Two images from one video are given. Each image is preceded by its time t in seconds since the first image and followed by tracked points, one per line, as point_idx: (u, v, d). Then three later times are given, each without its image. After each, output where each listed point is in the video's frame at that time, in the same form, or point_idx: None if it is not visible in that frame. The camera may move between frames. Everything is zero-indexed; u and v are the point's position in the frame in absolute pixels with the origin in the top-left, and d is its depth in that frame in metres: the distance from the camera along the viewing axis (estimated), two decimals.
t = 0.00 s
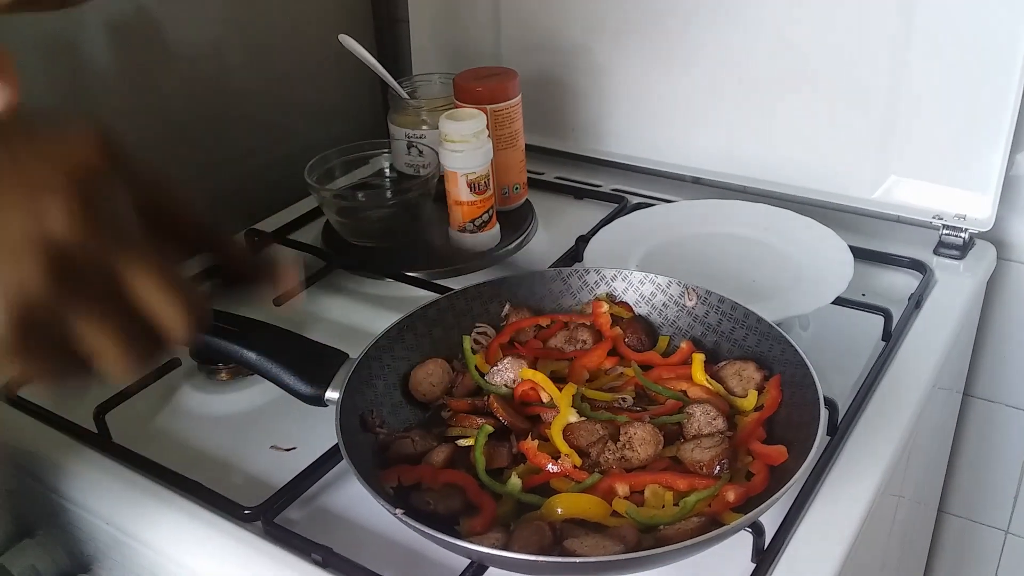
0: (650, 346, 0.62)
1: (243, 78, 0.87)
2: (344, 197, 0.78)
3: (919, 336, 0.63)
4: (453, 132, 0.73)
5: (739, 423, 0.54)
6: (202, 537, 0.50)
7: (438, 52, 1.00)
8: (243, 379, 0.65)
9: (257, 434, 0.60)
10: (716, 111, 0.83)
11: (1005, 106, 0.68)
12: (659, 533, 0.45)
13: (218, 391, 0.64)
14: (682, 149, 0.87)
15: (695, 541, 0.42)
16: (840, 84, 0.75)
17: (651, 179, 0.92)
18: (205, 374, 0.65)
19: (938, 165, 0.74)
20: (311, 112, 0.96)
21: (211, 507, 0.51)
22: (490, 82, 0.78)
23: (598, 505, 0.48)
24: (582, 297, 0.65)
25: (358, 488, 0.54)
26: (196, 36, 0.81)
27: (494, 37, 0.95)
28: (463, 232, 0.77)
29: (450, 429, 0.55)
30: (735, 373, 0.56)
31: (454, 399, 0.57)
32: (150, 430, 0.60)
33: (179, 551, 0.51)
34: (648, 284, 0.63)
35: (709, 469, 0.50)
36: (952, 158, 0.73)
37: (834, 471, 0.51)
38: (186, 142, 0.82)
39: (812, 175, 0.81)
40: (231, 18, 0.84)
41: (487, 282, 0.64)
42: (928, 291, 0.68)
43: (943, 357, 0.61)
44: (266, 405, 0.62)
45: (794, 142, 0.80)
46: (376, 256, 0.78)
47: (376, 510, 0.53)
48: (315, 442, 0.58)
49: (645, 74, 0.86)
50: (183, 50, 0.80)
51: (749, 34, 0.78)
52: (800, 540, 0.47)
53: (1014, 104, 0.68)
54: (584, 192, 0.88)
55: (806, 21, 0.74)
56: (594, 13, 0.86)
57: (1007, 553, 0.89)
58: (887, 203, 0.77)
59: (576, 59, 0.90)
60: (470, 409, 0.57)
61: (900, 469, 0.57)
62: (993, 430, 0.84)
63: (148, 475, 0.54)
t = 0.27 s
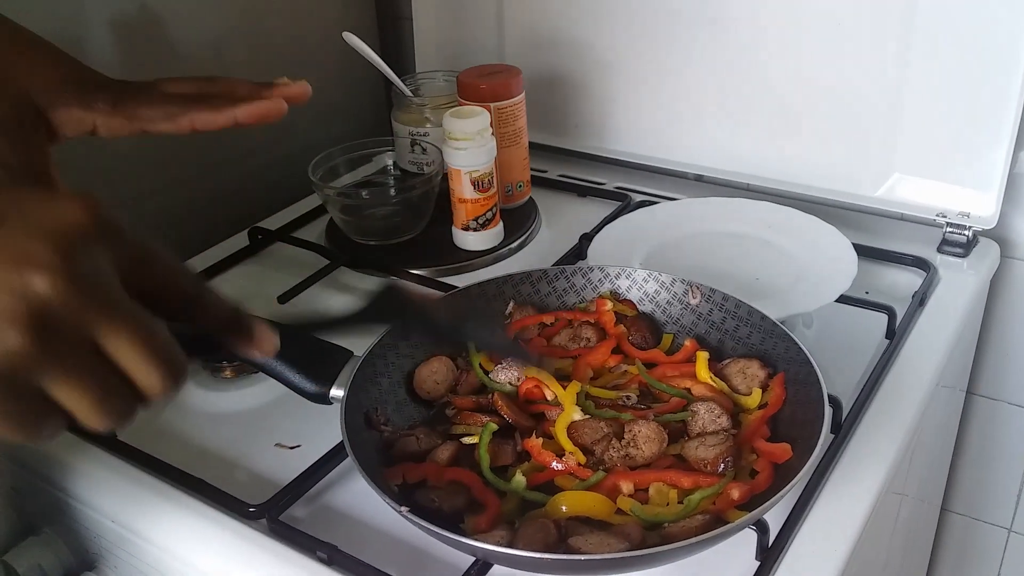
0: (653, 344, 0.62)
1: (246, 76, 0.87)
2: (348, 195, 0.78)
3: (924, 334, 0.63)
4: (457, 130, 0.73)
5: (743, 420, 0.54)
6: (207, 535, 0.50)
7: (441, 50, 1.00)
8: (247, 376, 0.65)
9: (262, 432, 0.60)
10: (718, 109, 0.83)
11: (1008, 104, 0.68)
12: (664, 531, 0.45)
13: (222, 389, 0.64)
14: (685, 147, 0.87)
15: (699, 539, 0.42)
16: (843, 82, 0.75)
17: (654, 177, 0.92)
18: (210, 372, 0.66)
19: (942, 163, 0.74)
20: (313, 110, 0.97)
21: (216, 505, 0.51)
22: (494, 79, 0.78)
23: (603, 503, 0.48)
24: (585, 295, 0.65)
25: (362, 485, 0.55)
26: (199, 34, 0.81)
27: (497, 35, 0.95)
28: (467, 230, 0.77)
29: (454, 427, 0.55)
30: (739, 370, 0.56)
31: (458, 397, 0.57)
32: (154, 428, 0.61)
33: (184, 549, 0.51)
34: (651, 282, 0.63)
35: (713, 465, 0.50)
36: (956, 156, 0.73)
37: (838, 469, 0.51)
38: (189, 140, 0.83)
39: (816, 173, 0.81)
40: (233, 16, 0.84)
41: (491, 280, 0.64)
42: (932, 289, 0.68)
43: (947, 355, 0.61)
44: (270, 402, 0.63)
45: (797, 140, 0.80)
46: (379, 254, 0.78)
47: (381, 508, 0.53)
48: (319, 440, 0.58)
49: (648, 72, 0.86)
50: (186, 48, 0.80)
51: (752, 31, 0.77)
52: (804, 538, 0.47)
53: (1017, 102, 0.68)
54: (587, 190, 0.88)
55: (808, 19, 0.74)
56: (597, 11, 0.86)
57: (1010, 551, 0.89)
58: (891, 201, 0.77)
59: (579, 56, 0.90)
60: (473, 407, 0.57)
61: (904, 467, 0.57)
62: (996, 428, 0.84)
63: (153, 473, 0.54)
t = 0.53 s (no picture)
0: (655, 346, 0.62)
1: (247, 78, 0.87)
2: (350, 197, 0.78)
3: (926, 335, 0.63)
4: (458, 132, 0.73)
5: (745, 423, 0.54)
6: (210, 537, 0.50)
7: (442, 51, 1.01)
8: (249, 379, 0.65)
9: (264, 434, 0.60)
10: (719, 110, 0.83)
11: (1009, 105, 0.68)
12: (666, 533, 0.45)
13: (224, 392, 0.64)
14: (687, 149, 0.87)
15: (702, 541, 0.42)
16: (844, 83, 0.75)
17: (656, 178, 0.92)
18: (212, 374, 0.66)
19: (944, 164, 0.74)
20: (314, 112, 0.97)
21: (218, 507, 0.52)
22: (495, 81, 0.78)
23: (605, 506, 0.48)
24: (587, 296, 0.65)
25: (364, 488, 0.55)
26: (200, 36, 0.81)
27: (498, 36, 0.95)
28: (469, 232, 0.77)
29: (456, 429, 0.55)
30: (741, 372, 0.56)
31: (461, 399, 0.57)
32: (157, 430, 0.61)
33: (186, 552, 0.51)
34: (653, 284, 0.63)
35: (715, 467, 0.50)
36: (958, 157, 0.73)
37: (840, 471, 0.51)
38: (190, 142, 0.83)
39: (818, 174, 0.80)
40: (234, 18, 0.84)
41: (493, 282, 0.64)
42: (933, 290, 0.68)
43: (949, 357, 0.61)
44: (272, 405, 0.63)
45: (799, 141, 0.80)
46: (381, 256, 0.78)
47: (383, 510, 0.53)
48: (322, 442, 0.58)
49: (649, 73, 0.86)
50: (187, 51, 0.81)
51: (752, 31, 0.77)
52: (806, 540, 0.47)
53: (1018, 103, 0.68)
54: (588, 192, 0.88)
55: (809, 21, 0.74)
56: (597, 12, 0.86)
57: (1012, 552, 0.89)
58: (892, 202, 0.77)
59: (580, 58, 0.90)
60: (476, 409, 0.57)
61: (906, 468, 0.56)
62: (998, 429, 0.84)
63: (156, 475, 0.54)
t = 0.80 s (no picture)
0: (651, 344, 0.62)
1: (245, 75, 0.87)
2: (346, 194, 0.78)
3: (921, 334, 0.63)
4: (455, 130, 0.73)
5: (740, 421, 0.54)
6: (204, 533, 0.50)
7: (440, 49, 1.01)
8: (244, 375, 0.65)
9: (259, 431, 0.60)
10: (718, 109, 0.83)
11: (1007, 105, 0.69)
12: (661, 531, 0.45)
13: (219, 388, 0.64)
14: (684, 148, 0.87)
15: (696, 539, 0.42)
16: (842, 82, 0.75)
17: (653, 177, 0.92)
18: (207, 371, 0.65)
19: (940, 163, 0.74)
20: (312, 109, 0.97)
21: (211, 503, 0.52)
22: (493, 79, 0.78)
23: (600, 503, 0.48)
24: (583, 295, 0.65)
25: (359, 485, 0.54)
26: (198, 33, 0.81)
27: (496, 34, 0.95)
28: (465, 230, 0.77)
29: (451, 426, 0.55)
30: (736, 370, 0.56)
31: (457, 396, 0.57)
32: (151, 427, 0.61)
33: (180, 548, 0.51)
34: (649, 282, 0.63)
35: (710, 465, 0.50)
36: (954, 157, 0.73)
37: (835, 469, 0.51)
38: (187, 139, 0.83)
39: (815, 173, 0.81)
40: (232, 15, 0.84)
41: (489, 279, 0.64)
42: (929, 290, 0.68)
43: (944, 356, 0.61)
44: (267, 402, 0.62)
45: (796, 140, 0.80)
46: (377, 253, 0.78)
47: (378, 508, 0.53)
48: (317, 439, 0.58)
49: (646, 71, 0.86)
50: (185, 47, 0.81)
51: (750, 30, 0.78)
52: (801, 538, 0.47)
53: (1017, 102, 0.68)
54: (586, 190, 0.88)
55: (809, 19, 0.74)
56: (596, 10, 0.86)
57: (1006, 552, 0.89)
58: (888, 201, 0.77)
59: (578, 56, 0.90)
60: (472, 406, 0.57)
61: (901, 467, 0.57)
62: (993, 429, 0.84)
63: (149, 471, 0.54)
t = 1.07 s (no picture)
0: (653, 347, 0.62)
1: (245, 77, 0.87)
2: (347, 197, 0.78)
3: (922, 337, 0.63)
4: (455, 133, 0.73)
5: (742, 424, 0.54)
6: (206, 536, 0.50)
7: (440, 52, 1.01)
8: (245, 378, 0.65)
9: (260, 435, 0.60)
10: (718, 111, 0.83)
11: (1007, 106, 0.69)
12: (662, 534, 0.45)
13: (219, 391, 0.64)
14: (684, 150, 0.88)
15: (697, 542, 0.42)
16: (842, 84, 0.75)
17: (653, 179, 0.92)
18: (208, 374, 0.66)
19: (941, 165, 0.74)
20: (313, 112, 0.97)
21: (213, 506, 0.52)
22: (493, 81, 0.78)
23: (601, 506, 0.48)
24: (584, 298, 0.65)
25: (360, 488, 0.54)
26: (199, 37, 0.81)
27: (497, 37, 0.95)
28: (466, 232, 0.77)
29: (452, 429, 0.55)
30: (737, 373, 0.56)
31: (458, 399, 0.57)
32: (152, 430, 0.61)
33: (182, 551, 0.51)
34: (650, 285, 0.63)
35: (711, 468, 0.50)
36: (955, 160, 0.73)
37: (836, 473, 0.51)
38: (188, 142, 0.83)
39: (815, 175, 0.81)
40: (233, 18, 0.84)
41: (490, 282, 0.64)
42: (929, 292, 0.68)
43: (944, 358, 0.61)
44: (268, 405, 0.63)
45: (796, 142, 0.80)
46: (377, 256, 0.78)
47: (379, 511, 0.53)
48: (318, 442, 0.58)
49: (646, 73, 0.86)
50: (185, 51, 0.81)
51: (750, 32, 0.78)
52: (802, 541, 0.47)
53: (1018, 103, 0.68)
54: (586, 193, 0.88)
55: (809, 21, 0.74)
56: (595, 13, 0.86)
57: (1008, 554, 0.89)
58: (889, 204, 0.77)
59: (578, 59, 0.90)
60: (472, 409, 0.57)
61: (902, 470, 0.57)
62: (994, 431, 0.84)
63: (151, 474, 0.54)
